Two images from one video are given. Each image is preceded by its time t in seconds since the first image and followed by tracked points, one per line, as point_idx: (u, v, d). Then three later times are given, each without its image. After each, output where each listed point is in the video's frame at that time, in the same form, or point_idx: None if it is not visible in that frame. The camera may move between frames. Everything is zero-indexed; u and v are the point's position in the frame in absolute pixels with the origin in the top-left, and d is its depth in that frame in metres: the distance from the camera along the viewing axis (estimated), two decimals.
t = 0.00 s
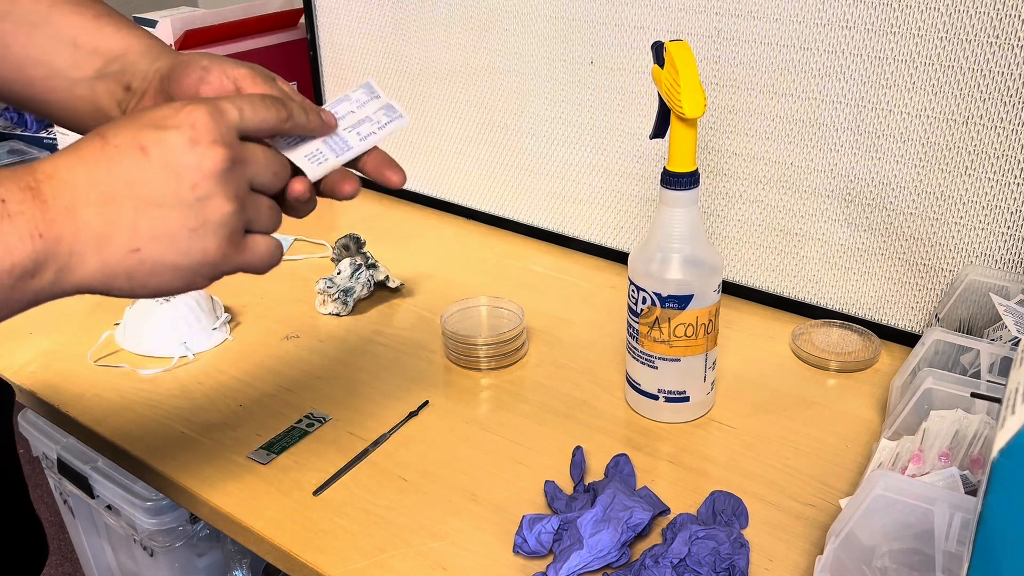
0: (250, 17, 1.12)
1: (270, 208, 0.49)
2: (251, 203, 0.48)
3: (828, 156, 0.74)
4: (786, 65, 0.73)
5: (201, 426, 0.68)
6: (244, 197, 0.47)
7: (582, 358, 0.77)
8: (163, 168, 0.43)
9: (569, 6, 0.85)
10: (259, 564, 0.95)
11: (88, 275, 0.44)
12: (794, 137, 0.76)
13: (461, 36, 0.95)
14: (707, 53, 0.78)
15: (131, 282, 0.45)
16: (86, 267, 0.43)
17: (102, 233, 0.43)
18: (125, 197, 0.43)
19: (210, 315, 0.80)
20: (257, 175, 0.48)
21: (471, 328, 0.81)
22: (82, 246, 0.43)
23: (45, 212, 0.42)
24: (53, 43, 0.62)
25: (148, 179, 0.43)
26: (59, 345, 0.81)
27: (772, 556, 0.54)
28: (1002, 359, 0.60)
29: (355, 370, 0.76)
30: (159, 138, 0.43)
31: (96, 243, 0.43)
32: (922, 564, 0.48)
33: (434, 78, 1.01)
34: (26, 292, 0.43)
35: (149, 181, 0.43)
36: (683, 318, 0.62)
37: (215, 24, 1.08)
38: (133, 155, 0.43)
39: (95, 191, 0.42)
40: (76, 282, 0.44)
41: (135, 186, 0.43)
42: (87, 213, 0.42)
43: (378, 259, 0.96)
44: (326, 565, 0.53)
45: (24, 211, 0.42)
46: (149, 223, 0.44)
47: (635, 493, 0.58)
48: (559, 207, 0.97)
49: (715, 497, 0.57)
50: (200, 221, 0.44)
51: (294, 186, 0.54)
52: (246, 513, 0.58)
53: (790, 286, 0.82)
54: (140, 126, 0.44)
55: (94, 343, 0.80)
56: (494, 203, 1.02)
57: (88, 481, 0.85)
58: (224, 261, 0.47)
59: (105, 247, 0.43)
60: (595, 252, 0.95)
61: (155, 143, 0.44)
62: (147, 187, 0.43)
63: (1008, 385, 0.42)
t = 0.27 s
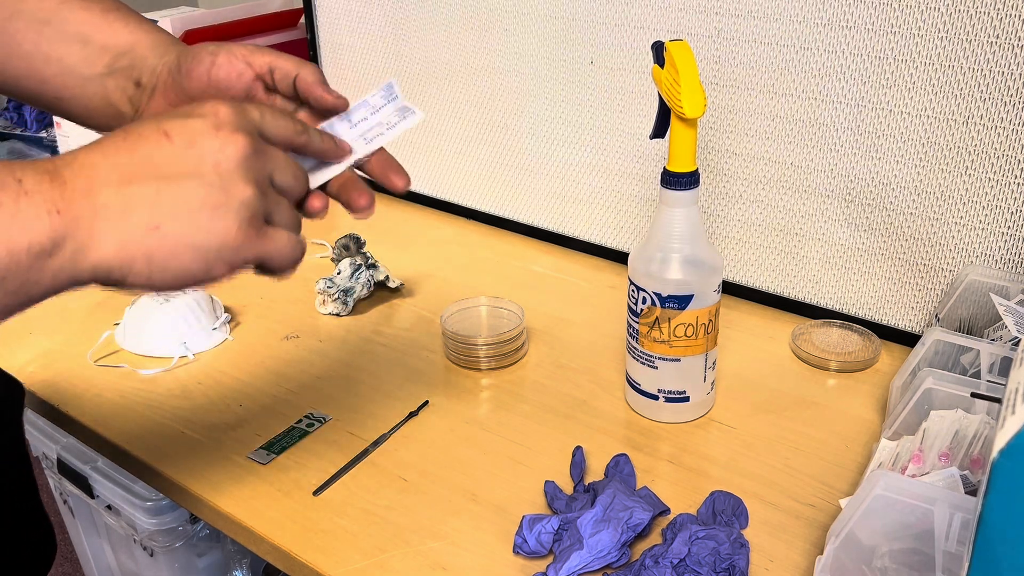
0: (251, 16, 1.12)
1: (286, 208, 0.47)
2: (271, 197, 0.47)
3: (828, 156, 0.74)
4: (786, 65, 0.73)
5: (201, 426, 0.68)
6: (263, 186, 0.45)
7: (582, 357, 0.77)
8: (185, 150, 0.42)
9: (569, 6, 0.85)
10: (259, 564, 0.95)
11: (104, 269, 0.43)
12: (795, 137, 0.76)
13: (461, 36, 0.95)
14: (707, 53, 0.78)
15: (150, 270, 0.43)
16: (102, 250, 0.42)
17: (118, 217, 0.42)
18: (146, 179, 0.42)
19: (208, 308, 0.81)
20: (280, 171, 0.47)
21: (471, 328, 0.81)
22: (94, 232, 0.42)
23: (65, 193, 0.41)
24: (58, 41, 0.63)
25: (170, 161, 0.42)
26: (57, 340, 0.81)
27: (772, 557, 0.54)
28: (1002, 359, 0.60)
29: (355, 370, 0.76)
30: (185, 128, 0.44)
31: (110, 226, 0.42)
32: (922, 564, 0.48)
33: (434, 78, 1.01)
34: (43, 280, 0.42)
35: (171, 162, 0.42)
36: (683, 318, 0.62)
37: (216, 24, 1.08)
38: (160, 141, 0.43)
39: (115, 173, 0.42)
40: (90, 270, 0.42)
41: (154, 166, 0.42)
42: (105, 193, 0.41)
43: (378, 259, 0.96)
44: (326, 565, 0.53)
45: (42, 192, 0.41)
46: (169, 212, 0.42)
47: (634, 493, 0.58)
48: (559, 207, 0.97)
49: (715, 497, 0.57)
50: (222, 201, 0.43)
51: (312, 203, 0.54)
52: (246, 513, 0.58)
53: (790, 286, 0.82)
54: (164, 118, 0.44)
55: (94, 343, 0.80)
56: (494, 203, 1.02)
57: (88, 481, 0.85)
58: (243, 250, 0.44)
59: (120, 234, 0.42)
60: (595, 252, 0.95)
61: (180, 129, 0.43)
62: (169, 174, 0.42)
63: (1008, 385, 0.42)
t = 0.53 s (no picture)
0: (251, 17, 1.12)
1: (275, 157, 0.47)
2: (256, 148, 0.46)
3: (828, 156, 0.74)
4: (786, 65, 0.73)
5: (201, 425, 0.68)
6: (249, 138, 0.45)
7: (582, 358, 0.77)
8: (167, 115, 0.43)
9: (570, 6, 0.85)
10: (259, 564, 0.95)
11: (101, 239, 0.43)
12: (794, 137, 0.76)
13: (461, 36, 0.95)
14: (707, 53, 0.78)
15: (148, 240, 0.43)
16: (99, 227, 0.42)
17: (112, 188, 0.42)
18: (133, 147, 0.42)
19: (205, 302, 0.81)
20: (265, 125, 0.47)
21: (471, 328, 0.81)
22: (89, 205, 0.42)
23: (55, 171, 0.41)
24: (58, 40, 0.63)
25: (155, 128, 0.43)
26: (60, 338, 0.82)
27: (772, 557, 0.54)
28: (1002, 359, 0.60)
29: (355, 370, 0.76)
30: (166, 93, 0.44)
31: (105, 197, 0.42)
32: (922, 564, 0.48)
33: (434, 78, 1.00)
34: (41, 260, 0.42)
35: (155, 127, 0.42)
36: (683, 318, 0.62)
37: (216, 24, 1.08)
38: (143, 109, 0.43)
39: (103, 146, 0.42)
40: (88, 245, 0.43)
41: (138, 131, 0.42)
42: (94, 163, 0.42)
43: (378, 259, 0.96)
44: (326, 565, 0.53)
45: (32, 169, 0.41)
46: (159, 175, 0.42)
47: (634, 493, 0.58)
48: (559, 207, 0.97)
49: (715, 498, 0.57)
50: (210, 161, 0.43)
51: (313, 194, 0.58)
52: (246, 513, 0.58)
53: (790, 286, 0.82)
54: (143, 88, 0.44)
55: (94, 343, 0.80)
56: (494, 203, 1.02)
57: (88, 481, 0.85)
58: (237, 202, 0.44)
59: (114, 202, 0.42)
60: (595, 252, 0.95)
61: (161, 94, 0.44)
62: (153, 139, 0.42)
63: (1008, 385, 0.42)
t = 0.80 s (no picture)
0: (250, 17, 1.12)
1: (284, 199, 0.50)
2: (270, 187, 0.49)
3: (828, 156, 0.74)
4: (786, 65, 0.73)
5: (201, 426, 0.68)
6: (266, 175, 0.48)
7: (582, 357, 0.77)
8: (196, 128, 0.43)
9: (570, 6, 0.85)
10: (259, 564, 0.95)
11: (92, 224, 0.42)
12: (794, 137, 0.76)
13: (461, 36, 0.95)
14: (707, 53, 0.78)
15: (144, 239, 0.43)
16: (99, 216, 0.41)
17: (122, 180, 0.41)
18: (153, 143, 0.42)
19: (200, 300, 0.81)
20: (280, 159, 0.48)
21: (471, 328, 0.81)
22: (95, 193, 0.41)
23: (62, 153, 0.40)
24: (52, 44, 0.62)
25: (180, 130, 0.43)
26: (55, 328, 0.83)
27: (772, 557, 0.54)
28: (1002, 359, 0.60)
29: (355, 370, 0.76)
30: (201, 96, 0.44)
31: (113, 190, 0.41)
32: (922, 564, 0.48)
33: (434, 78, 1.00)
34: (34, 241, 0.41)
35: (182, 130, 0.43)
36: (683, 318, 0.62)
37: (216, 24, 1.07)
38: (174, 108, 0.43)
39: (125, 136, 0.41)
40: (89, 230, 0.42)
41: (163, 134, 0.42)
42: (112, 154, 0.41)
43: (378, 259, 0.96)
44: (326, 565, 0.53)
45: (40, 148, 0.40)
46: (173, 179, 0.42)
47: (634, 493, 0.58)
48: (559, 207, 0.97)
49: (715, 497, 0.57)
50: (226, 185, 0.44)
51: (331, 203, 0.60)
52: (246, 513, 0.58)
53: (790, 286, 0.82)
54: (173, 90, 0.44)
55: (94, 343, 0.80)
56: (494, 203, 1.02)
57: (88, 481, 0.85)
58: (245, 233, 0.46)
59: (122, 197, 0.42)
60: (595, 252, 0.95)
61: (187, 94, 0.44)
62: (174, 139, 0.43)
63: (1008, 385, 0.42)
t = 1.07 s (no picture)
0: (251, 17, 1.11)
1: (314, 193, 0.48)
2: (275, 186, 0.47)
3: (829, 156, 0.74)
4: (786, 65, 0.73)
5: (201, 426, 0.68)
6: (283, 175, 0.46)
7: (582, 357, 0.77)
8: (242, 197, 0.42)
9: (570, 6, 0.85)
10: (259, 564, 0.95)
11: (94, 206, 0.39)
12: (795, 137, 0.76)
13: (461, 36, 0.95)
14: (707, 53, 0.78)
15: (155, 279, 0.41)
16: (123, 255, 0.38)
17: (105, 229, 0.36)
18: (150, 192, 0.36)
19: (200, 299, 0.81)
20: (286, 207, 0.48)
21: (471, 328, 0.81)
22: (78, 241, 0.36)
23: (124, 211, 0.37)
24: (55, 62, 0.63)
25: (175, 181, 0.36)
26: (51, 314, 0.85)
27: (772, 557, 0.54)
28: (1002, 359, 0.60)
29: (355, 370, 0.76)
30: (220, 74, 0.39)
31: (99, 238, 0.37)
32: (922, 564, 0.48)
33: (434, 78, 1.00)
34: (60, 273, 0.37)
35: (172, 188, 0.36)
36: (683, 318, 0.62)
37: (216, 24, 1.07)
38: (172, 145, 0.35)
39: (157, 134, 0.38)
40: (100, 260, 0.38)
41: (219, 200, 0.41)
42: (92, 199, 0.35)
43: (378, 259, 0.96)
44: (326, 565, 0.53)
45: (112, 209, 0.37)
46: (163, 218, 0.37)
47: (634, 493, 0.58)
48: (560, 207, 0.97)
49: (715, 497, 0.57)
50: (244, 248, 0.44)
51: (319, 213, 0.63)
52: (246, 513, 0.58)
53: (790, 286, 0.82)
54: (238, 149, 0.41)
55: (94, 343, 0.80)
56: (494, 203, 1.02)
57: (88, 481, 0.85)
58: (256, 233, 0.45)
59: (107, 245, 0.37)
60: (595, 252, 0.95)
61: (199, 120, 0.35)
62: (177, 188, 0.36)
63: (1008, 384, 0.42)
